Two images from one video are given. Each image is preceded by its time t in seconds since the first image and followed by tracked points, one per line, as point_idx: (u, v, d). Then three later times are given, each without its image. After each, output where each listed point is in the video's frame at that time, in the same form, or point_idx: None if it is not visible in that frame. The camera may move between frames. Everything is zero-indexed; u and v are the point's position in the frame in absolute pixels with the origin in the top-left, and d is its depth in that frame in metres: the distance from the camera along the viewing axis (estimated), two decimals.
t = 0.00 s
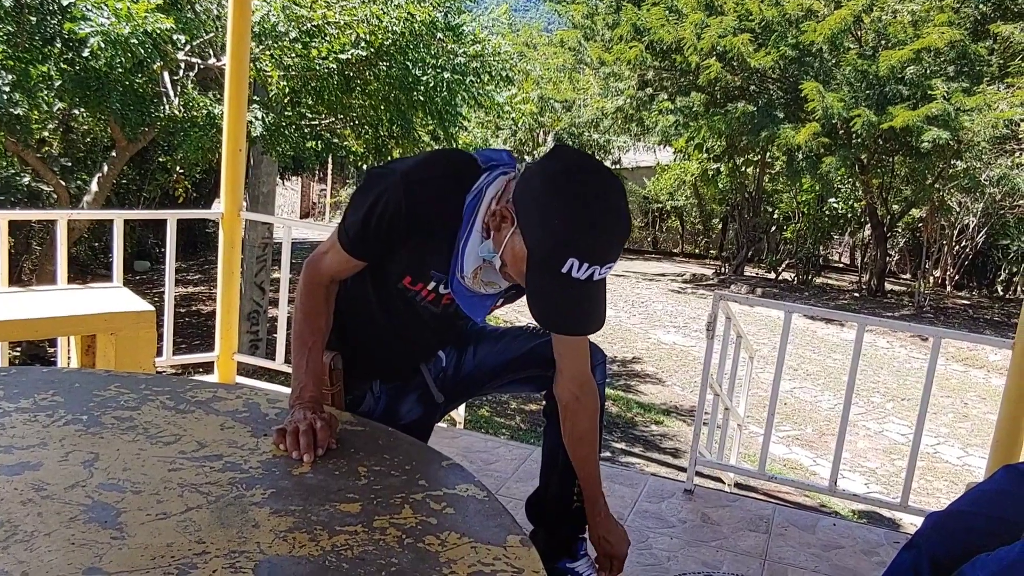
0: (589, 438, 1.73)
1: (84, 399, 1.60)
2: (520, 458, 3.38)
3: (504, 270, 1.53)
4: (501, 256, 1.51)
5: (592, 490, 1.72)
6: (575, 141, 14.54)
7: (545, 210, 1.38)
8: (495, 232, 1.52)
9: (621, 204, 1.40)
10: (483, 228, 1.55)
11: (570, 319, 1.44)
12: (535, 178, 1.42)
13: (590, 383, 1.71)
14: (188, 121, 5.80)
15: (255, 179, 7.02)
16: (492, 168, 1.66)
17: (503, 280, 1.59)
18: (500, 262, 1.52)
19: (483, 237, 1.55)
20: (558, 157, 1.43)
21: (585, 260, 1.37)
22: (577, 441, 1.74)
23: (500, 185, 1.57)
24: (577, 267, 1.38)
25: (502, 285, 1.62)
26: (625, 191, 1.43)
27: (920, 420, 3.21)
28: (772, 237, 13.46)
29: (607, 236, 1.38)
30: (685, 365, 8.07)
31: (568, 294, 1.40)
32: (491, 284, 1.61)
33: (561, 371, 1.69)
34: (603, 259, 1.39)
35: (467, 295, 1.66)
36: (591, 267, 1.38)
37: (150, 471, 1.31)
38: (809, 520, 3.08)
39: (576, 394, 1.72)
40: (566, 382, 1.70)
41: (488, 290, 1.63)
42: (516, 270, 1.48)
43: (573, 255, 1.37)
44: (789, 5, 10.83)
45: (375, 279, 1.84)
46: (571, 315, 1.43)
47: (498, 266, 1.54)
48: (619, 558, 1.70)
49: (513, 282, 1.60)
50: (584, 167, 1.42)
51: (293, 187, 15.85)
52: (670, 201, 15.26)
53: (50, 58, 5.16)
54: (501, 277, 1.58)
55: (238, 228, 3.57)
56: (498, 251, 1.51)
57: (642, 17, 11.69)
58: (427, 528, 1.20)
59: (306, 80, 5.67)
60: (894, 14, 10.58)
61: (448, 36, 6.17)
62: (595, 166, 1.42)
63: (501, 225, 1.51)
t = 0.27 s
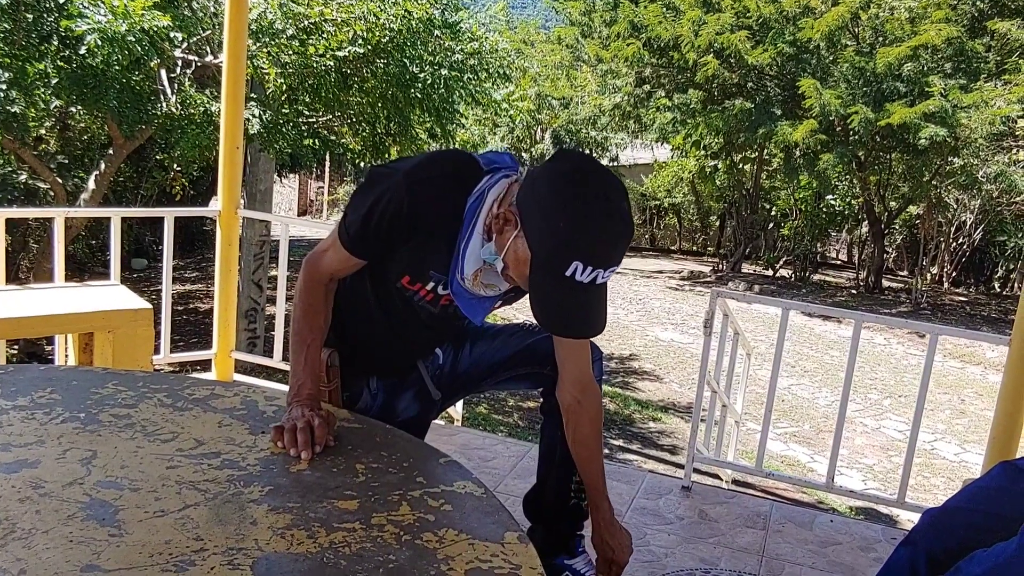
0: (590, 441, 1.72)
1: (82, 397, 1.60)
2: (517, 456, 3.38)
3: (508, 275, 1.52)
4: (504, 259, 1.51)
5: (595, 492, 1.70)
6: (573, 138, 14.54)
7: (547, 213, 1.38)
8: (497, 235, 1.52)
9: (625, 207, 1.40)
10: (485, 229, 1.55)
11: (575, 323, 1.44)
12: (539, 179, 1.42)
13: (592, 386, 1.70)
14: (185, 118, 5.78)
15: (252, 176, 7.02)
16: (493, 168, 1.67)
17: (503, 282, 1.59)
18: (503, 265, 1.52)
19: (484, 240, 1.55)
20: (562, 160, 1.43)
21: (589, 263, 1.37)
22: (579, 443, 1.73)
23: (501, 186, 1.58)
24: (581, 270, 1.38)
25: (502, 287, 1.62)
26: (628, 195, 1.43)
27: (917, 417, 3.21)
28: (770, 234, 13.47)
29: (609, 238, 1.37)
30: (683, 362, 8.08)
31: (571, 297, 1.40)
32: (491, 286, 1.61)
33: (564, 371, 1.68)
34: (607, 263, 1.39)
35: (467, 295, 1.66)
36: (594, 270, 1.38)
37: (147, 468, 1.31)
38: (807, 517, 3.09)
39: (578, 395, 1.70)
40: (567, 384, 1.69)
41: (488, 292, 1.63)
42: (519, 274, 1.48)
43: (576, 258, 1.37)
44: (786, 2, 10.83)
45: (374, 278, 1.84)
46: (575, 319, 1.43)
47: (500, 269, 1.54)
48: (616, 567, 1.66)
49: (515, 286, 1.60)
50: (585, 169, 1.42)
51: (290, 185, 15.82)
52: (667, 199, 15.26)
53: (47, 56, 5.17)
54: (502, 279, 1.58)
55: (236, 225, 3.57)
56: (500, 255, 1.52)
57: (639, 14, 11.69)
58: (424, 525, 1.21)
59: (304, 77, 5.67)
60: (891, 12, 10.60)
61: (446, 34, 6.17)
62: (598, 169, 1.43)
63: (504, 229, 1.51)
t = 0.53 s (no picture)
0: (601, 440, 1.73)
1: (82, 395, 1.60)
2: (517, 453, 3.38)
3: (513, 275, 1.52)
4: (507, 258, 1.51)
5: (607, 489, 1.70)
6: (571, 136, 14.52)
7: (549, 212, 1.39)
8: (501, 232, 1.53)
9: (627, 206, 1.42)
10: (488, 227, 1.56)
11: (577, 321, 1.45)
12: (542, 176, 1.43)
13: (600, 384, 1.70)
14: (183, 116, 5.77)
15: (251, 174, 7.02)
16: (495, 167, 1.67)
17: (506, 281, 1.60)
18: (506, 264, 1.52)
19: (487, 238, 1.56)
20: (565, 157, 1.44)
21: (592, 261, 1.38)
22: (589, 440, 1.74)
23: (503, 184, 1.58)
24: (584, 268, 1.39)
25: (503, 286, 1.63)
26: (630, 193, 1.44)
27: (915, 414, 3.20)
28: (769, 232, 13.46)
29: (609, 236, 1.39)
30: (682, 360, 8.08)
31: (574, 294, 1.41)
32: (492, 285, 1.62)
33: (573, 369, 1.67)
34: (610, 260, 1.40)
35: (468, 293, 1.66)
36: (597, 268, 1.40)
37: (148, 466, 1.31)
38: (806, 514, 3.09)
39: (587, 393, 1.71)
40: (576, 381, 1.69)
41: (489, 290, 1.63)
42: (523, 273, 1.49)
43: (580, 256, 1.38)
44: None
45: (376, 276, 1.83)
46: (578, 316, 1.44)
47: (503, 268, 1.54)
48: (628, 560, 1.70)
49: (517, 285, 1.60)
50: (588, 167, 1.43)
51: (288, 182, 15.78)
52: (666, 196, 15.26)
53: (45, 53, 5.16)
54: (504, 278, 1.58)
55: (234, 223, 3.57)
56: (503, 253, 1.52)
57: (638, 12, 11.68)
58: (425, 523, 1.21)
59: (303, 75, 5.67)
60: (890, 9, 10.60)
61: (444, 31, 6.16)
62: (602, 166, 1.44)
63: (506, 228, 1.52)
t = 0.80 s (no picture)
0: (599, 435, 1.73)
1: (81, 393, 1.59)
2: (516, 451, 3.38)
3: (516, 267, 1.52)
4: (509, 250, 1.51)
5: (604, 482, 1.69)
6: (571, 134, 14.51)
7: (552, 200, 1.39)
8: (501, 223, 1.53)
9: (627, 192, 1.43)
10: (488, 220, 1.56)
11: (580, 309, 1.44)
12: (542, 166, 1.43)
13: (600, 378, 1.71)
14: (182, 114, 5.76)
15: (250, 173, 7.01)
16: (495, 162, 1.67)
17: (507, 273, 1.60)
18: (508, 255, 1.51)
19: (488, 229, 1.56)
20: (564, 147, 1.45)
21: (595, 246, 1.39)
22: (588, 435, 1.74)
23: (503, 178, 1.58)
24: (587, 254, 1.39)
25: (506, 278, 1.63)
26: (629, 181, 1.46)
27: (915, 412, 3.20)
28: (768, 230, 13.45)
29: (611, 224, 1.39)
30: (681, 358, 8.08)
31: (576, 282, 1.41)
32: (493, 277, 1.62)
33: (572, 362, 1.68)
34: (612, 247, 1.40)
35: (469, 288, 1.66)
36: (600, 254, 1.40)
37: (147, 464, 1.31)
38: (806, 513, 3.09)
39: (586, 387, 1.71)
40: (575, 374, 1.70)
41: (491, 282, 1.64)
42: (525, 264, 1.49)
43: (583, 242, 1.38)
44: None
45: (376, 273, 1.83)
46: (581, 305, 1.44)
47: (505, 260, 1.54)
48: (628, 555, 1.68)
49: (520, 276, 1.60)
50: (588, 156, 1.44)
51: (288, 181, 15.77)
52: (665, 195, 15.26)
53: (45, 52, 5.16)
54: (505, 270, 1.58)
55: (232, 222, 3.57)
56: (504, 245, 1.52)
57: (637, 10, 11.68)
58: (425, 521, 1.21)
59: (302, 73, 5.66)
60: (890, 7, 10.60)
61: (444, 29, 6.13)
62: (600, 155, 1.45)
63: (507, 219, 1.52)
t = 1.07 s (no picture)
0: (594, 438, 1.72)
1: (83, 393, 1.59)
2: (517, 451, 3.38)
3: (518, 272, 1.52)
4: (512, 256, 1.51)
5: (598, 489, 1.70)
6: (571, 133, 14.50)
7: (553, 204, 1.39)
8: (504, 228, 1.52)
9: (631, 199, 1.42)
10: (491, 224, 1.56)
11: (584, 315, 1.44)
12: (546, 171, 1.43)
13: (595, 381, 1.70)
14: (183, 114, 5.76)
15: (250, 172, 7.01)
16: (498, 165, 1.67)
17: (509, 278, 1.59)
18: (510, 260, 1.51)
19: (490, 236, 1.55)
20: (569, 153, 1.45)
21: (598, 253, 1.38)
22: (581, 438, 1.73)
23: (506, 182, 1.58)
24: (589, 261, 1.39)
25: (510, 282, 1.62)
26: (633, 188, 1.45)
27: (915, 412, 3.20)
28: (769, 229, 13.45)
29: (614, 230, 1.39)
30: (682, 357, 8.08)
31: (578, 288, 1.41)
32: (496, 282, 1.61)
33: (567, 366, 1.68)
34: (615, 253, 1.40)
35: (471, 291, 1.66)
36: (602, 260, 1.40)
37: (150, 464, 1.31)
38: (806, 512, 3.09)
39: (580, 392, 1.71)
40: (567, 379, 1.70)
41: (493, 287, 1.63)
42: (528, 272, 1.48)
43: (586, 248, 1.38)
44: None
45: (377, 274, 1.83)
46: (585, 311, 1.44)
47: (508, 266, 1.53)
48: (619, 562, 1.68)
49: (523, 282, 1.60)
50: (592, 162, 1.43)
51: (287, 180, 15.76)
52: (666, 194, 15.26)
53: (45, 51, 5.15)
54: (507, 275, 1.58)
55: (233, 222, 3.57)
56: (508, 250, 1.51)
57: (638, 9, 11.67)
58: (428, 521, 1.21)
59: (302, 73, 5.66)
60: (890, 5, 10.60)
61: (445, 29, 6.12)
62: (605, 161, 1.44)
63: (510, 224, 1.51)
